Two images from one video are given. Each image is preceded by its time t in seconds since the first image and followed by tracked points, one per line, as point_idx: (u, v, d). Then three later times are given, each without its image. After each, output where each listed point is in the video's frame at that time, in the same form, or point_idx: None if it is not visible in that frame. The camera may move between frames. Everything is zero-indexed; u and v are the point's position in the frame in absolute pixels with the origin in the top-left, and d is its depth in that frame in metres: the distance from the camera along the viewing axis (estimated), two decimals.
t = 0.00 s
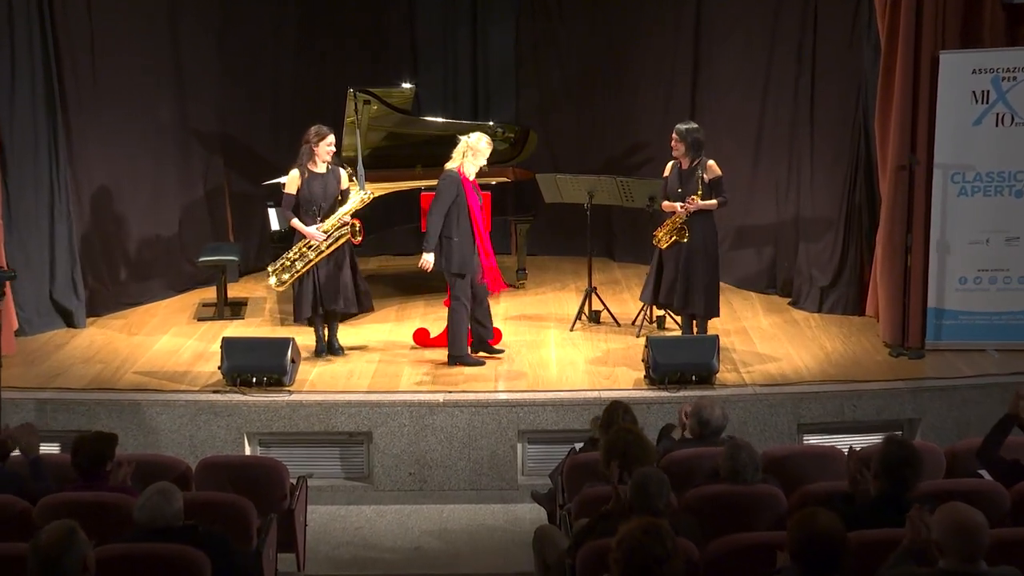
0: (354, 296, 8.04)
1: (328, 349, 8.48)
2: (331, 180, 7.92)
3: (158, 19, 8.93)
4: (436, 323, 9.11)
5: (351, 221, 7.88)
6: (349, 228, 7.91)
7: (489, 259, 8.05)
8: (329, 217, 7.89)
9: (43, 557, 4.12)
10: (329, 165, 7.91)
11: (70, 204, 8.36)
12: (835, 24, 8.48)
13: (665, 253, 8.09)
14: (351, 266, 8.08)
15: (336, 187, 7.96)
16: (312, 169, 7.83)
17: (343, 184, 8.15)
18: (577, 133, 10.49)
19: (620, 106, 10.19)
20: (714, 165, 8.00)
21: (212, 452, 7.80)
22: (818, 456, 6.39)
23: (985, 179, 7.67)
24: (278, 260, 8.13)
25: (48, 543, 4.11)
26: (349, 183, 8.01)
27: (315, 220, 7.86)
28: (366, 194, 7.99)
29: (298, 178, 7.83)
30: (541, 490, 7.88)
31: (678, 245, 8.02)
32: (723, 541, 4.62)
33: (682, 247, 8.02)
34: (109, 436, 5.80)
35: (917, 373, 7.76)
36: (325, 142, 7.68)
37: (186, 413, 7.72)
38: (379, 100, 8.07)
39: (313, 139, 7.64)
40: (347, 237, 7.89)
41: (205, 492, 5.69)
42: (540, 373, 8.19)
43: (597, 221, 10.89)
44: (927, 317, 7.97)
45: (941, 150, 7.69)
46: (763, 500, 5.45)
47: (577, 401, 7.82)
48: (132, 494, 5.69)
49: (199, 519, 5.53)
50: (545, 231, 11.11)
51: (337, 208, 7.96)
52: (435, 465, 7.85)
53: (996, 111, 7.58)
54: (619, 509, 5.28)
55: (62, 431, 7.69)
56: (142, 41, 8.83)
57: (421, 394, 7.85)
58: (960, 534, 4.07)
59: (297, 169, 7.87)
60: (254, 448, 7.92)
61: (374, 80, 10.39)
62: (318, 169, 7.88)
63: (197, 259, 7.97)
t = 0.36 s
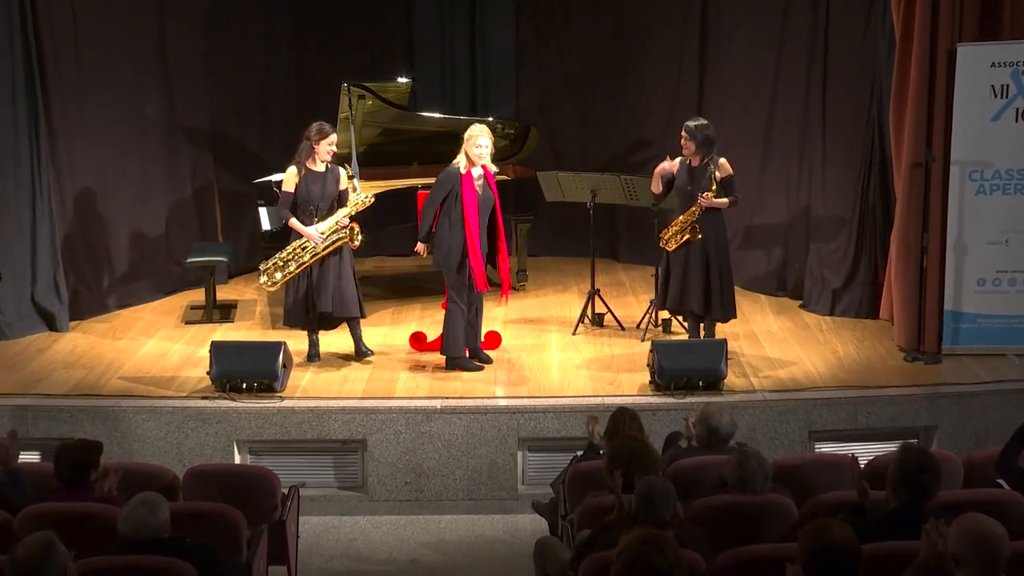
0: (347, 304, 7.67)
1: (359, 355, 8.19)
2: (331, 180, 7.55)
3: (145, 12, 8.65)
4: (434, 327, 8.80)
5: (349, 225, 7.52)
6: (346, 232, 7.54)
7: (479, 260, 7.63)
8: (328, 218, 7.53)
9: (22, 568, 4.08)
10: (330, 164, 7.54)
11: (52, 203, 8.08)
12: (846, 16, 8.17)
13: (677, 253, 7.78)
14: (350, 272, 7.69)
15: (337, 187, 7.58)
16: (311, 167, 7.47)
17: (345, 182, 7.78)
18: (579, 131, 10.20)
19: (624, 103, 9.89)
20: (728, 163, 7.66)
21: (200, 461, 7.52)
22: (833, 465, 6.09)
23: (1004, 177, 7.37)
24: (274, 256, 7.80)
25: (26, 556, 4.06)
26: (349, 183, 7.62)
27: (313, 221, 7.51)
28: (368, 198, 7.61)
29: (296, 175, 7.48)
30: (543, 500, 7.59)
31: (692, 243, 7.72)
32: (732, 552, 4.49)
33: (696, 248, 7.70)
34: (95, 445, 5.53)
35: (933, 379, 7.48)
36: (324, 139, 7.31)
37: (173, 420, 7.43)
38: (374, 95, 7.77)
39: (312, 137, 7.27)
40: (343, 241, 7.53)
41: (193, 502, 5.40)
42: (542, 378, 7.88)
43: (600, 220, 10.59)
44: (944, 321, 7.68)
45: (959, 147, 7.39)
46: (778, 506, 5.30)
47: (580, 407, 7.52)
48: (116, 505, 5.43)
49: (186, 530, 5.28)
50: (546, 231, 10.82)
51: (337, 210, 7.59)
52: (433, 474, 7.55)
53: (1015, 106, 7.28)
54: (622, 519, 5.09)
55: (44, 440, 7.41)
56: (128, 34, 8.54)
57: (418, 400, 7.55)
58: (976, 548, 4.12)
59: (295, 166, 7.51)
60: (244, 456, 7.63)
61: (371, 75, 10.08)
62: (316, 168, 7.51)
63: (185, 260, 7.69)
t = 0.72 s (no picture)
0: (355, 309, 7.28)
1: (354, 362, 7.83)
2: (344, 179, 7.15)
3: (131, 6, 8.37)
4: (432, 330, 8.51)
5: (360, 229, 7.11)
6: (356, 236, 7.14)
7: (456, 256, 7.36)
8: (339, 220, 7.12)
9: None
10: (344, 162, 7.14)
11: (33, 200, 7.79)
12: (858, 7, 7.88)
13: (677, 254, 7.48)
14: (360, 279, 7.28)
15: (350, 186, 7.18)
16: (322, 164, 7.08)
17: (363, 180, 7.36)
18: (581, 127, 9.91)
19: (629, 98, 9.61)
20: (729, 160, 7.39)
21: (188, 469, 7.23)
22: (847, 473, 5.81)
23: None
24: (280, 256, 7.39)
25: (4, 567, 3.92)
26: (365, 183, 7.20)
27: (323, 221, 7.13)
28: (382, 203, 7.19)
29: (307, 172, 7.11)
30: (545, 509, 7.30)
31: (695, 245, 7.41)
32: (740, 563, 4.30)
33: (698, 248, 7.41)
34: (81, 452, 5.25)
35: (950, 385, 7.20)
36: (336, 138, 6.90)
37: (160, 427, 7.15)
38: (369, 89, 7.49)
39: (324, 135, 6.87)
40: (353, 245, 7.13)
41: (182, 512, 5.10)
42: (544, 383, 7.59)
43: (603, 219, 10.31)
44: (962, 324, 7.40)
45: (977, 143, 7.12)
46: (782, 519, 5.01)
47: (583, 413, 7.23)
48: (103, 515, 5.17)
49: (174, 543, 4.98)
50: (548, 230, 10.53)
51: (349, 211, 7.18)
52: (430, 482, 7.27)
53: None
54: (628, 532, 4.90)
55: (26, 448, 7.13)
56: (113, 25, 8.25)
57: (415, 406, 7.26)
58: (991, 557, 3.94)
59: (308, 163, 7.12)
60: (234, 464, 7.34)
61: (366, 69, 9.79)
62: (329, 166, 7.12)
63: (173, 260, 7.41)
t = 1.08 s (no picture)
0: (359, 310, 6.90)
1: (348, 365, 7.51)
2: (351, 174, 6.83)
3: None
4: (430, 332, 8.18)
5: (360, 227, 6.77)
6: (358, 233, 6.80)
7: (431, 255, 7.04)
8: (341, 216, 6.82)
9: None
10: (352, 157, 6.83)
11: (17, 197, 7.51)
12: None
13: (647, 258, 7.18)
14: (366, 281, 6.91)
15: (357, 181, 6.85)
16: (328, 159, 6.79)
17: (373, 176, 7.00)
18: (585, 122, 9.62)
19: (633, 90, 9.32)
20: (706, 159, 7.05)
21: (177, 477, 6.96)
22: (860, 482, 5.51)
23: None
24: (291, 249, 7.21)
25: None
26: (373, 179, 6.86)
27: (325, 217, 6.82)
28: (384, 200, 6.84)
29: (313, 166, 6.82)
30: (547, 519, 7.02)
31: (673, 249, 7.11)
32: None
33: (676, 255, 7.12)
34: (64, 459, 4.96)
35: (970, 390, 6.92)
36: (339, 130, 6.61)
37: (148, 433, 6.88)
38: (365, 82, 7.25)
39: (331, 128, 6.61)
40: (355, 243, 6.80)
41: (173, 522, 4.82)
42: (546, 387, 7.30)
43: (608, 217, 10.02)
44: (981, 326, 7.14)
45: (999, 137, 6.89)
46: (791, 529, 4.75)
47: (586, 418, 6.95)
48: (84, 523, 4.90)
49: (165, 554, 4.70)
50: (552, 227, 10.25)
51: (353, 207, 6.87)
52: (428, 490, 6.99)
53: None
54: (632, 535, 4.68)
55: (8, 455, 6.87)
56: (97, 15, 7.96)
57: (413, 411, 6.98)
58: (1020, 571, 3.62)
59: (313, 158, 6.83)
60: (225, 471, 7.07)
61: (361, 60, 9.50)
62: (335, 161, 6.81)
63: (162, 260, 7.13)
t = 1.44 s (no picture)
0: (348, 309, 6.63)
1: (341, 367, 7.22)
2: (338, 168, 6.57)
3: None
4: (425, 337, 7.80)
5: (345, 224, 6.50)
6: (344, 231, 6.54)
7: (417, 250, 6.82)
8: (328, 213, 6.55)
9: None
10: (341, 152, 6.58)
11: None
12: None
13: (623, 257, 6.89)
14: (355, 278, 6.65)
15: (345, 177, 6.59)
16: (316, 153, 6.55)
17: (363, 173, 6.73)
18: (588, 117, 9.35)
19: (638, 83, 9.04)
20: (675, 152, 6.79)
21: (165, 485, 6.69)
22: (876, 490, 5.22)
23: None
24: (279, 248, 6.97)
25: None
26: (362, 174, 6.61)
27: (312, 214, 6.56)
28: (371, 196, 6.61)
29: (300, 161, 6.59)
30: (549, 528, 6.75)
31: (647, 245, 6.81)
32: None
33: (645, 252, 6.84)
34: (45, 464, 4.69)
35: (990, 395, 6.66)
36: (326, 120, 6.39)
37: (134, 438, 6.62)
38: (360, 74, 7.02)
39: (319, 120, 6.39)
40: (340, 241, 6.55)
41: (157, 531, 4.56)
42: (547, 390, 7.03)
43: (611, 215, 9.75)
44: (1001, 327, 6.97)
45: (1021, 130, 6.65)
46: (799, 540, 4.46)
47: (589, 424, 6.67)
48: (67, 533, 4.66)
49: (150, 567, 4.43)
50: (553, 226, 9.98)
51: (340, 204, 6.58)
52: (426, 498, 6.72)
53: None
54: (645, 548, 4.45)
55: None
56: (83, 5, 7.69)
57: (409, 416, 6.71)
58: None
59: (302, 153, 6.59)
60: (214, 479, 6.80)
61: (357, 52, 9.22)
62: (324, 156, 6.56)
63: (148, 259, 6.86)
